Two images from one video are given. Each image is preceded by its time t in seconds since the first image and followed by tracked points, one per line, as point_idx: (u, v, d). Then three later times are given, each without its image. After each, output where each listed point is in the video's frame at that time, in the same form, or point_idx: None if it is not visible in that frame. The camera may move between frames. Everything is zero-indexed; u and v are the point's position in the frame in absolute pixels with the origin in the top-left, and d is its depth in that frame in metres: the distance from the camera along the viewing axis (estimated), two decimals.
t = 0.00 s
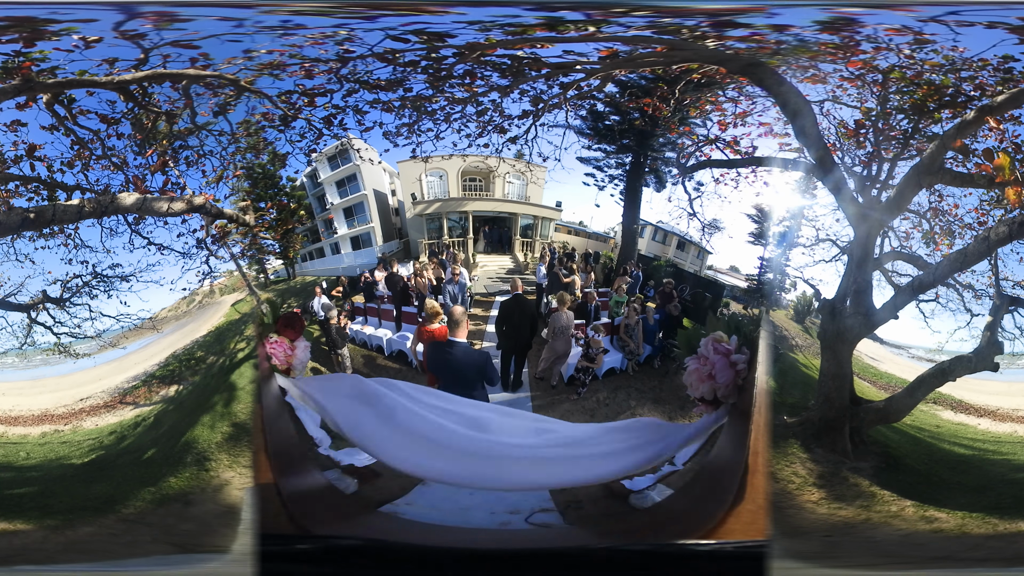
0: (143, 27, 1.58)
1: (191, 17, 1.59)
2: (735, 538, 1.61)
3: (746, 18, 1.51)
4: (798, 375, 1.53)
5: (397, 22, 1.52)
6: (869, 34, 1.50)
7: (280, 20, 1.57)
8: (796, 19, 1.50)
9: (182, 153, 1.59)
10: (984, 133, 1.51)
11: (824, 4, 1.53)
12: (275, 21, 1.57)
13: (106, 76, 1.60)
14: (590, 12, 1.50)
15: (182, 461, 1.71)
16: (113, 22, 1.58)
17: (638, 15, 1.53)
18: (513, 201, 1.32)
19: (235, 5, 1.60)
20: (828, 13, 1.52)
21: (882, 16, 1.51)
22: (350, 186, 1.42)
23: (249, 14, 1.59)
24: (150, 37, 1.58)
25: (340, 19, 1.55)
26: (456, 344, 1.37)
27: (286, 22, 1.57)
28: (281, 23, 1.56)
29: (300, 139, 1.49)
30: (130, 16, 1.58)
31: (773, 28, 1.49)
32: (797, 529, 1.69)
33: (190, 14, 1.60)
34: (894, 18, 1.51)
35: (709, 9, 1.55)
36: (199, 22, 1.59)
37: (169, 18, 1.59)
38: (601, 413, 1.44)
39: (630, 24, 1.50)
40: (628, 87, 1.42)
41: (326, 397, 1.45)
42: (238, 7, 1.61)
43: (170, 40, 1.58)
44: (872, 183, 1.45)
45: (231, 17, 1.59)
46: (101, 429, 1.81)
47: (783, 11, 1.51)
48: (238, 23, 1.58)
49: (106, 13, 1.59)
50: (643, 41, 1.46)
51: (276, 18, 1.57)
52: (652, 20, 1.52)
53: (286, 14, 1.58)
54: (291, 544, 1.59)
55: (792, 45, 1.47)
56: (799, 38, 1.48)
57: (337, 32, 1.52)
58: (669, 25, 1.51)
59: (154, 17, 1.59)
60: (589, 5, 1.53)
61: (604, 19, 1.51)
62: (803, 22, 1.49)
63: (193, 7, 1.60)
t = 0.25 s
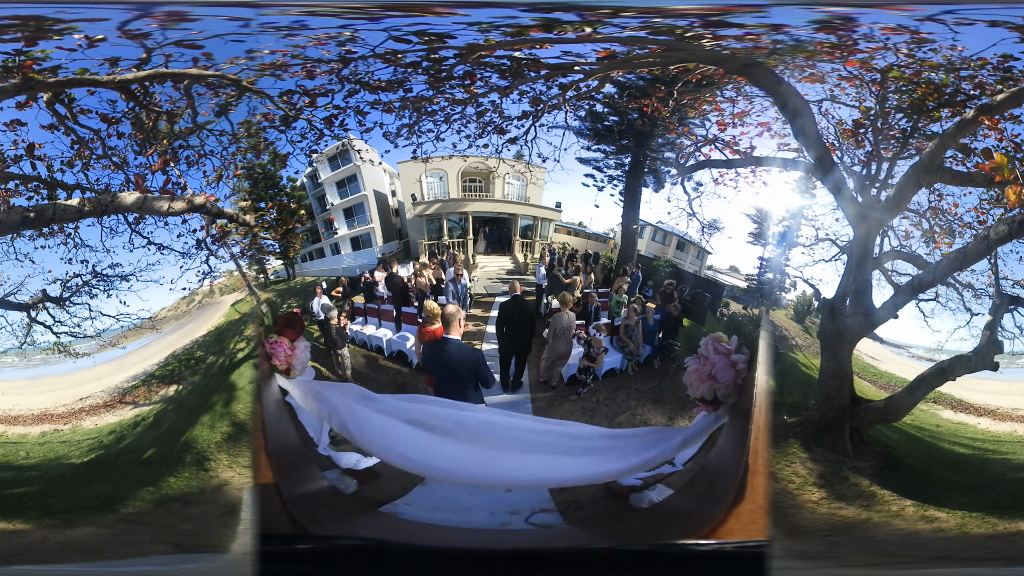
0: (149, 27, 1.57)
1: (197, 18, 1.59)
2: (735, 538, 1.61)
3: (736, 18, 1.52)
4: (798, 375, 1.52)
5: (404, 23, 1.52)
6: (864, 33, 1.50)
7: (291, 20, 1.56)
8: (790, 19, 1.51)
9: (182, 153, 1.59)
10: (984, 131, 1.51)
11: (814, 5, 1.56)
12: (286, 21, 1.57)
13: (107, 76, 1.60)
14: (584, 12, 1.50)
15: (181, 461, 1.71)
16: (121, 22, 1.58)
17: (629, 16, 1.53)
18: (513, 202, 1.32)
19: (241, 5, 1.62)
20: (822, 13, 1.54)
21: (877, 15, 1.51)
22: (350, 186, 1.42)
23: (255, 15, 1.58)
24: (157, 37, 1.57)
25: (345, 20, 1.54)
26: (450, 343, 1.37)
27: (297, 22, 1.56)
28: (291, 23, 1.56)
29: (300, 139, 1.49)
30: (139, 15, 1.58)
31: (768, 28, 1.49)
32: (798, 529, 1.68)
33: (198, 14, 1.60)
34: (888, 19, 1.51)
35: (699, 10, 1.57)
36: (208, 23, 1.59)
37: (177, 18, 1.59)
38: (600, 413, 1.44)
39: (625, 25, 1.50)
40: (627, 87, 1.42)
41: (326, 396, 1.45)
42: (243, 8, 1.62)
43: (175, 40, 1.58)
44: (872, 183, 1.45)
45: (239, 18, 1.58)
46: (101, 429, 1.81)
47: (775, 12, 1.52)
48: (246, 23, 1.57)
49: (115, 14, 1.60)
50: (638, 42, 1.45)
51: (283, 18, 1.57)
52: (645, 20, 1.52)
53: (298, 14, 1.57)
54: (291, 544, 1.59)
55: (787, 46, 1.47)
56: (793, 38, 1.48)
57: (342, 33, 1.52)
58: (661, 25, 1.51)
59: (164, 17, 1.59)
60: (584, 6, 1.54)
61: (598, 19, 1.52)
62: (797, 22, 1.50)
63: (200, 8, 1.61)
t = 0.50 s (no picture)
0: (143, 27, 1.57)
1: (192, 18, 1.57)
2: (735, 539, 1.61)
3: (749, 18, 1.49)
4: (799, 375, 1.53)
5: (396, 21, 1.52)
6: (872, 34, 1.50)
7: (276, 19, 1.55)
8: (801, 18, 1.48)
9: (183, 153, 1.60)
10: (984, 133, 1.51)
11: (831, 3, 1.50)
12: (272, 21, 1.55)
13: (106, 77, 1.60)
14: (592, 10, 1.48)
15: (181, 461, 1.71)
16: (112, 23, 1.58)
17: (640, 16, 1.50)
18: (514, 201, 1.31)
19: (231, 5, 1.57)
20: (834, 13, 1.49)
21: (886, 15, 1.50)
22: (350, 186, 1.42)
23: (247, 13, 1.56)
24: (149, 37, 1.58)
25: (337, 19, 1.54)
26: (450, 345, 1.36)
27: (282, 22, 1.54)
28: (279, 23, 1.54)
29: (300, 139, 1.49)
30: (129, 15, 1.57)
31: (777, 28, 1.48)
32: (798, 529, 1.69)
33: (190, 14, 1.57)
34: (895, 18, 1.50)
35: (712, 8, 1.52)
36: (199, 22, 1.58)
37: (169, 18, 1.57)
38: (601, 412, 1.44)
39: (632, 24, 1.48)
40: (629, 87, 1.43)
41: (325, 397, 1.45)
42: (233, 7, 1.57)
43: (169, 39, 1.58)
44: (872, 184, 1.45)
45: (229, 17, 1.57)
46: (101, 429, 1.81)
47: (789, 10, 1.48)
48: (236, 23, 1.56)
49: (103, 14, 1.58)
50: (643, 40, 1.46)
51: (275, 18, 1.55)
52: (653, 20, 1.50)
53: (283, 13, 1.55)
54: (291, 544, 1.59)
55: (792, 45, 1.47)
56: (798, 39, 1.47)
57: (333, 32, 1.52)
58: (670, 25, 1.49)
59: (154, 17, 1.57)
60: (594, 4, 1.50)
61: (605, 19, 1.48)
62: (809, 23, 1.47)
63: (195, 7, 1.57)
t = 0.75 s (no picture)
0: (150, 26, 1.56)
1: (204, 18, 1.57)
2: (735, 539, 1.61)
3: (740, 18, 1.49)
4: (798, 375, 1.53)
5: (404, 23, 1.52)
6: (868, 34, 1.49)
7: (286, 20, 1.54)
8: (791, 18, 1.47)
9: (183, 153, 1.60)
10: (984, 132, 1.51)
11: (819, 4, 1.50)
12: (282, 22, 1.54)
13: (106, 76, 1.60)
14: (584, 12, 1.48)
15: (181, 460, 1.71)
16: (118, 22, 1.57)
17: (632, 16, 1.51)
18: (514, 202, 1.31)
19: (241, 5, 1.57)
20: (823, 13, 1.49)
21: (878, 15, 1.49)
22: (350, 186, 1.42)
23: (253, 13, 1.55)
24: (158, 38, 1.57)
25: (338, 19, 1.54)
26: (450, 345, 1.37)
27: (293, 23, 1.54)
28: (290, 24, 1.54)
29: (303, 140, 1.48)
30: (136, 15, 1.56)
31: (769, 29, 1.47)
32: (798, 529, 1.69)
33: (203, 14, 1.57)
34: (890, 19, 1.50)
35: (702, 10, 1.53)
36: (211, 22, 1.57)
37: (177, 18, 1.56)
38: (601, 413, 1.43)
39: (627, 25, 1.48)
40: (628, 87, 1.43)
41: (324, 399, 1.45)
42: (242, 6, 1.58)
43: (175, 39, 1.57)
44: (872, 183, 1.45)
45: (237, 17, 1.56)
46: (101, 428, 1.81)
47: (779, 10, 1.47)
48: (244, 23, 1.55)
49: (112, 12, 1.58)
50: (640, 42, 1.44)
51: (280, 18, 1.55)
52: (650, 20, 1.50)
53: (296, 14, 1.56)
54: (291, 544, 1.59)
55: (787, 46, 1.46)
56: (791, 39, 1.47)
57: (338, 32, 1.52)
58: (664, 27, 1.49)
59: (161, 16, 1.55)
60: (586, 5, 1.51)
61: (601, 19, 1.49)
62: (803, 22, 1.47)
63: (209, 7, 1.57)
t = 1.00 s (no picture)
0: (150, 26, 1.57)
1: (205, 18, 1.59)
2: (735, 539, 1.61)
3: (739, 18, 1.50)
4: (798, 374, 1.52)
5: (404, 24, 1.51)
6: (866, 33, 1.49)
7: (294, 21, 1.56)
8: (790, 18, 1.49)
9: (183, 153, 1.59)
10: (984, 131, 1.51)
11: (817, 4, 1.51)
12: (289, 22, 1.56)
13: (106, 76, 1.60)
14: (583, 13, 1.49)
15: (181, 460, 1.71)
16: (122, 22, 1.58)
17: (627, 16, 1.51)
18: (513, 201, 1.31)
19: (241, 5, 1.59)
20: (821, 13, 1.50)
21: (878, 15, 1.50)
22: (350, 186, 1.42)
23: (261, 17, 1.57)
24: (153, 37, 1.57)
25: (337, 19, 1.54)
26: (450, 345, 1.38)
27: (296, 23, 1.56)
28: (296, 24, 1.55)
29: (303, 140, 1.48)
30: (141, 15, 1.58)
31: (768, 28, 1.48)
32: (798, 529, 1.68)
33: (206, 15, 1.59)
34: (888, 18, 1.50)
35: (699, 10, 1.55)
36: (213, 23, 1.58)
37: (182, 18, 1.58)
38: (601, 412, 1.44)
39: (622, 25, 1.49)
40: (627, 88, 1.42)
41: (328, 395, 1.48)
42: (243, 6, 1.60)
43: (177, 40, 1.57)
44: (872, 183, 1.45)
45: (242, 19, 1.58)
46: (101, 428, 1.81)
47: (780, 10, 1.48)
48: (247, 23, 1.57)
49: (115, 12, 1.59)
50: (639, 41, 1.44)
51: (288, 18, 1.57)
52: (645, 21, 1.50)
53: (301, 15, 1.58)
54: (291, 544, 1.59)
55: (787, 46, 1.47)
56: (790, 39, 1.48)
57: (341, 34, 1.52)
58: (662, 25, 1.49)
59: (167, 16, 1.58)
60: (581, 5, 1.52)
61: (595, 19, 1.50)
62: (799, 22, 1.49)
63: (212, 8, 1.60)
